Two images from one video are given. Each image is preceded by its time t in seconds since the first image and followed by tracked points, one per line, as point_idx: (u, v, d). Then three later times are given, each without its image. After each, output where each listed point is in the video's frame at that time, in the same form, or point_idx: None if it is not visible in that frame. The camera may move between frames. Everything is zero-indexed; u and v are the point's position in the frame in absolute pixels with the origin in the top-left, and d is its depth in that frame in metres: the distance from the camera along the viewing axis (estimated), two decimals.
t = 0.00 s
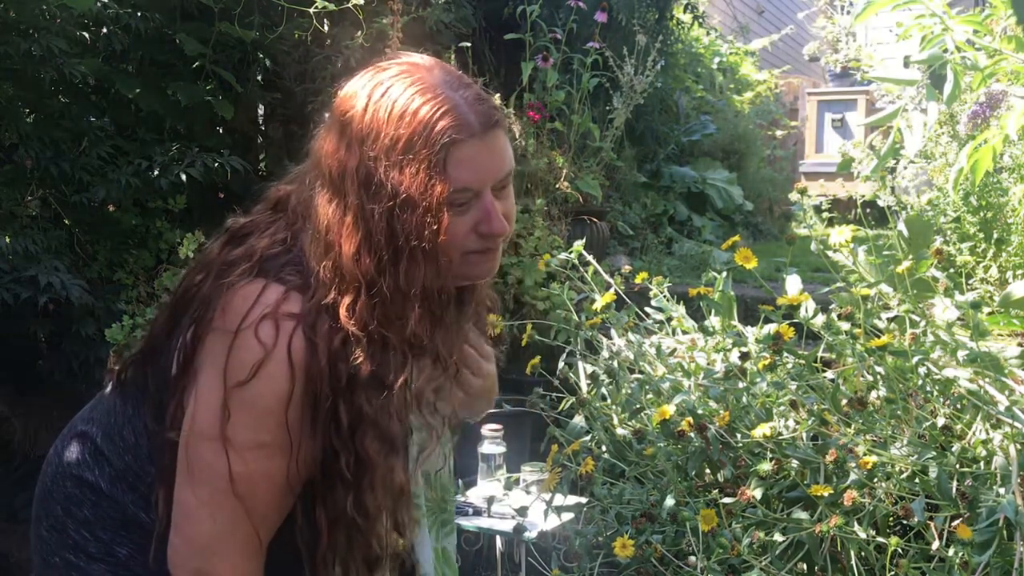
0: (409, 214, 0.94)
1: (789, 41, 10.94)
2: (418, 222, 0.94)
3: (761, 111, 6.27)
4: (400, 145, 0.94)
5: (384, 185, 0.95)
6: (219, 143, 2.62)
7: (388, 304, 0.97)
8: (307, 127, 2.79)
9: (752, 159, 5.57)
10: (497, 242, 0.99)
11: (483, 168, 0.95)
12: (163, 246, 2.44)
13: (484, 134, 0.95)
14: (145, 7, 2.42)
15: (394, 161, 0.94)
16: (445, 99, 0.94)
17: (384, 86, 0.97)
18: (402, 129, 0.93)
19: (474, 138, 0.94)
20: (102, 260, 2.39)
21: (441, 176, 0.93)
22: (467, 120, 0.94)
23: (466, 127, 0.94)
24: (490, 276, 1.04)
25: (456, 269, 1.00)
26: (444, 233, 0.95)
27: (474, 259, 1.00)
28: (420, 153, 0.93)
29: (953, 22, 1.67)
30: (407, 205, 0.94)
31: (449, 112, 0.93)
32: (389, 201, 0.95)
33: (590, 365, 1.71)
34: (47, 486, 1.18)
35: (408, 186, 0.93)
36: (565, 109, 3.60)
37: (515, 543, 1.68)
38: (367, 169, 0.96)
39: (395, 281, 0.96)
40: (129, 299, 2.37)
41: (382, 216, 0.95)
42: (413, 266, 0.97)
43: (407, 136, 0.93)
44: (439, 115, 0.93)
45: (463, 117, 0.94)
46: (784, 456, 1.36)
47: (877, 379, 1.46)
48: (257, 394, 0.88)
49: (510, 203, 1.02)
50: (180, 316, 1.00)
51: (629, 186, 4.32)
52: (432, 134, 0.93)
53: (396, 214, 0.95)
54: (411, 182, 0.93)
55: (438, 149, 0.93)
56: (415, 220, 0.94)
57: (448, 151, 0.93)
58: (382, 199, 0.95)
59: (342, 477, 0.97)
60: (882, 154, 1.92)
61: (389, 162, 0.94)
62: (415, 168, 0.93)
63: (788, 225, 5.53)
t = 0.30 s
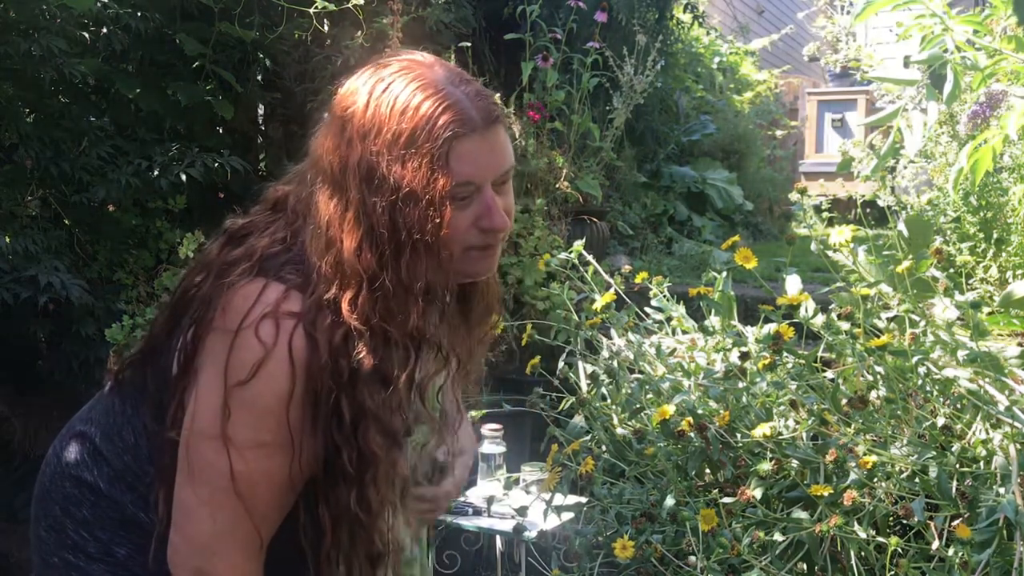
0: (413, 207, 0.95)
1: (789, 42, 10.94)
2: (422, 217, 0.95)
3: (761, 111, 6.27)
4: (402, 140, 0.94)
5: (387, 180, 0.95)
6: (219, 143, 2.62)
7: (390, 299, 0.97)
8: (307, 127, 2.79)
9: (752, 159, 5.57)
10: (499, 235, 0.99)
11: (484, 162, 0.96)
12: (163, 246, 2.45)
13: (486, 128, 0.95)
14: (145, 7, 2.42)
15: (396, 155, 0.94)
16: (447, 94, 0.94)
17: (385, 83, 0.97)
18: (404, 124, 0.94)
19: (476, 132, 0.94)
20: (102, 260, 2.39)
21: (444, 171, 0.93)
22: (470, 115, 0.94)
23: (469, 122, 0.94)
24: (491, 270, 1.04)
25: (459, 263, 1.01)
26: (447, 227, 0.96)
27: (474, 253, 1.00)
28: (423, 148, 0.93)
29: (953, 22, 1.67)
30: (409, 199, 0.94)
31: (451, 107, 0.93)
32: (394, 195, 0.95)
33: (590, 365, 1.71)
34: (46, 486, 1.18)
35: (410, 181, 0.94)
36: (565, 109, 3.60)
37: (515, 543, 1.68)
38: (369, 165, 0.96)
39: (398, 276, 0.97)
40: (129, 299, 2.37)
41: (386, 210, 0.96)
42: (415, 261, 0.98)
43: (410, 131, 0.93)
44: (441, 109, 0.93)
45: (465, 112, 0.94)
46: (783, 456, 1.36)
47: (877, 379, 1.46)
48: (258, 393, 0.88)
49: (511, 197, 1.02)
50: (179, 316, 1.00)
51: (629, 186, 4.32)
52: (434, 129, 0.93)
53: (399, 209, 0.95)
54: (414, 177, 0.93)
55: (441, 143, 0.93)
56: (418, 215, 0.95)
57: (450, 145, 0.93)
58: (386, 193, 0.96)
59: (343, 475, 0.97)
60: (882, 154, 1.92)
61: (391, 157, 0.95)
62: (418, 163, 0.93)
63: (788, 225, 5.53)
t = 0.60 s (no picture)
0: (417, 206, 0.95)
1: (789, 42, 10.94)
2: (425, 217, 0.95)
3: (761, 111, 6.27)
4: (407, 140, 0.94)
5: (390, 180, 0.95)
6: (219, 143, 2.62)
7: (392, 298, 0.98)
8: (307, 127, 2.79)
9: (752, 159, 5.57)
10: (500, 235, 0.99)
11: (488, 163, 0.96)
12: (163, 246, 2.45)
13: (490, 130, 0.95)
14: (145, 7, 2.42)
15: (402, 155, 0.94)
16: (452, 95, 0.95)
17: (390, 83, 0.97)
18: (409, 125, 0.94)
19: (481, 133, 0.95)
20: (102, 260, 2.38)
21: (448, 171, 0.94)
22: (475, 116, 0.94)
23: (474, 123, 0.94)
24: (491, 271, 1.04)
25: (460, 263, 1.01)
26: (450, 227, 0.96)
27: (477, 253, 1.01)
28: (427, 148, 0.93)
29: (953, 22, 1.67)
30: (413, 199, 0.95)
31: (456, 108, 0.93)
32: (397, 195, 0.95)
33: (590, 365, 1.71)
34: (45, 486, 1.18)
35: (414, 180, 0.94)
36: (565, 109, 3.60)
37: (515, 542, 1.67)
38: (374, 164, 0.96)
39: (400, 276, 0.98)
40: (129, 299, 2.37)
41: (391, 209, 0.96)
42: (418, 261, 0.98)
43: (415, 131, 0.93)
44: (446, 110, 0.93)
45: (470, 113, 0.94)
46: (783, 456, 1.36)
47: (877, 379, 1.46)
48: (258, 391, 0.88)
49: (513, 199, 1.03)
50: (179, 316, 1.00)
51: (629, 186, 4.32)
52: (439, 129, 0.93)
53: (402, 209, 0.96)
54: (417, 176, 0.93)
55: (445, 144, 0.93)
56: (421, 214, 0.95)
57: (455, 146, 0.93)
58: (389, 192, 0.96)
59: (343, 474, 0.97)
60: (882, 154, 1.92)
61: (397, 157, 0.95)
62: (423, 163, 0.93)
63: (788, 226, 5.53)
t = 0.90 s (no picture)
0: (421, 205, 0.95)
1: (789, 42, 10.94)
2: (428, 216, 0.95)
3: (761, 111, 6.27)
4: (411, 140, 0.94)
5: (393, 179, 0.96)
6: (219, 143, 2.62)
7: (395, 297, 0.98)
8: (307, 127, 2.81)
9: (752, 159, 5.57)
10: (502, 234, 1.00)
11: (491, 163, 0.96)
12: (163, 246, 2.46)
13: (493, 129, 0.96)
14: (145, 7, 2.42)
15: (405, 155, 0.95)
16: (456, 95, 0.95)
17: (393, 83, 0.97)
18: (413, 124, 0.94)
19: (484, 133, 0.95)
20: (101, 260, 2.38)
21: (452, 170, 0.94)
22: (478, 116, 0.94)
23: (477, 123, 0.94)
24: (493, 269, 1.04)
25: (463, 262, 1.01)
26: (454, 226, 0.96)
27: (479, 252, 1.01)
28: (431, 147, 0.93)
29: (953, 22, 1.67)
30: (416, 198, 0.95)
31: (460, 107, 0.94)
32: (401, 194, 0.95)
33: (590, 364, 1.71)
34: (43, 486, 1.18)
35: (418, 179, 0.94)
36: (565, 109, 3.60)
37: (516, 543, 1.66)
38: (377, 164, 0.96)
39: (402, 275, 0.98)
40: (129, 299, 2.37)
41: (394, 208, 0.96)
42: (421, 260, 0.98)
43: (419, 131, 0.94)
44: (450, 110, 0.93)
45: (474, 112, 0.94)
46: (783, 455, 1.36)
47: (877, 379, 1.46)
48: (260, 390, 0.88)
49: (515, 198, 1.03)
50: (179, 316, 1.00)
51: (629, 186, 4.32)
52: (443, 129, 0.93)
53: (405, 208, 0.96)
54: (421, 175, 0.94)
55: (449, 143, 0.93)
56: (425, 213, 0.95)
57: (459, 146, 0.94)
58: (392, 191, 0.96)
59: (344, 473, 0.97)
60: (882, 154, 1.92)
61: (400, 157, 0.95)
62: (427, 162, 0.93)
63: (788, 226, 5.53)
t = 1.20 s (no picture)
0: (421, 206, 0.95)
1: (789, 42, 10.94)
2: (428, 215, 0.95)
3: (761, 111, 6.27)
4: (411, 140, 0.94)
5: (393, 179, 0.96)
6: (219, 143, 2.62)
7: (394, 297, 0.98)
8: (306, 127, 2.82)
9: (752, 159, 5.57)
10: (502, 234, 1.00)
11: (491, 163, 0.96)
12: (163, 246, 2.46)
13: (493, 129, 0.96)
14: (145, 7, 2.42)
15: (406, 155, 0.95)
16: (456, 95, 0.95)
17: (393, 83, 0.97)
18: (414, 124, 0.94)
19: (485, 133, 0.95)
20: (101, 260, 2.38)
21: (453, 170, 0.94)
22: (479, 116, 0.94)
23: (478, 123, 0.94)
24: (493, 269, 1.05)
25: (463, 262, 1.01)
26: (456, 225, 0.96)
27: (479, 252, 1.01)
28: (433, 147, 0.94)
29: (953, 22, 1.67)
30: (417, 198, 0.95)
31: (461, 107, 0.94)
32: (402, 194, 0.96)
33: (590, 364, 1.71)
34: (40, 486, 1.18)
35: (419, 179, 0.94)
36: (565, 109, 3.60)
37: (515, 543, 1.67)
38: (377, 164, 0.97)
39: (402, 275, 0.98)
40: (128, 299, 2.37)
41: (395, 207, 0.96)
42: (421, 259, 0.98)
43: (420, 131, 0.94)
44: (451, 109, 0.94)
45: (475, 112, 0.94)
46: (783, 456, 1.36)
47: (877, 379, 1.46)
48: (259, 390, 0.88)
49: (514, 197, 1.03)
50: (177, 317, 1.00)
51: (629, 186, 4.32)
52: (444, 129, 0.93)
53: (405, 208, 0.96)
54: (422, 175, 0.94)
55: (450, 143, 0.93)
56: (425, 213, 0.95)
57: (459, 146, 0.94)
58: (392, 191, 0.96)
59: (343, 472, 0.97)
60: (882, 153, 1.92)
61: (401, 156, 0.95)
62: (428, 162, 0.94)
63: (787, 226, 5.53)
